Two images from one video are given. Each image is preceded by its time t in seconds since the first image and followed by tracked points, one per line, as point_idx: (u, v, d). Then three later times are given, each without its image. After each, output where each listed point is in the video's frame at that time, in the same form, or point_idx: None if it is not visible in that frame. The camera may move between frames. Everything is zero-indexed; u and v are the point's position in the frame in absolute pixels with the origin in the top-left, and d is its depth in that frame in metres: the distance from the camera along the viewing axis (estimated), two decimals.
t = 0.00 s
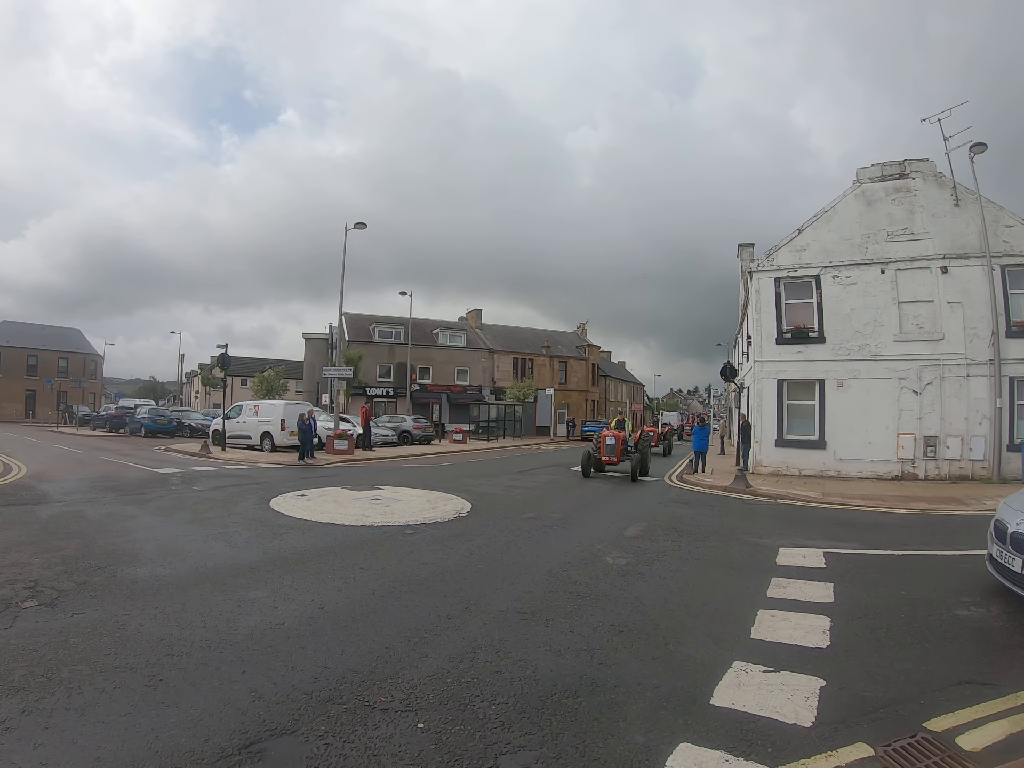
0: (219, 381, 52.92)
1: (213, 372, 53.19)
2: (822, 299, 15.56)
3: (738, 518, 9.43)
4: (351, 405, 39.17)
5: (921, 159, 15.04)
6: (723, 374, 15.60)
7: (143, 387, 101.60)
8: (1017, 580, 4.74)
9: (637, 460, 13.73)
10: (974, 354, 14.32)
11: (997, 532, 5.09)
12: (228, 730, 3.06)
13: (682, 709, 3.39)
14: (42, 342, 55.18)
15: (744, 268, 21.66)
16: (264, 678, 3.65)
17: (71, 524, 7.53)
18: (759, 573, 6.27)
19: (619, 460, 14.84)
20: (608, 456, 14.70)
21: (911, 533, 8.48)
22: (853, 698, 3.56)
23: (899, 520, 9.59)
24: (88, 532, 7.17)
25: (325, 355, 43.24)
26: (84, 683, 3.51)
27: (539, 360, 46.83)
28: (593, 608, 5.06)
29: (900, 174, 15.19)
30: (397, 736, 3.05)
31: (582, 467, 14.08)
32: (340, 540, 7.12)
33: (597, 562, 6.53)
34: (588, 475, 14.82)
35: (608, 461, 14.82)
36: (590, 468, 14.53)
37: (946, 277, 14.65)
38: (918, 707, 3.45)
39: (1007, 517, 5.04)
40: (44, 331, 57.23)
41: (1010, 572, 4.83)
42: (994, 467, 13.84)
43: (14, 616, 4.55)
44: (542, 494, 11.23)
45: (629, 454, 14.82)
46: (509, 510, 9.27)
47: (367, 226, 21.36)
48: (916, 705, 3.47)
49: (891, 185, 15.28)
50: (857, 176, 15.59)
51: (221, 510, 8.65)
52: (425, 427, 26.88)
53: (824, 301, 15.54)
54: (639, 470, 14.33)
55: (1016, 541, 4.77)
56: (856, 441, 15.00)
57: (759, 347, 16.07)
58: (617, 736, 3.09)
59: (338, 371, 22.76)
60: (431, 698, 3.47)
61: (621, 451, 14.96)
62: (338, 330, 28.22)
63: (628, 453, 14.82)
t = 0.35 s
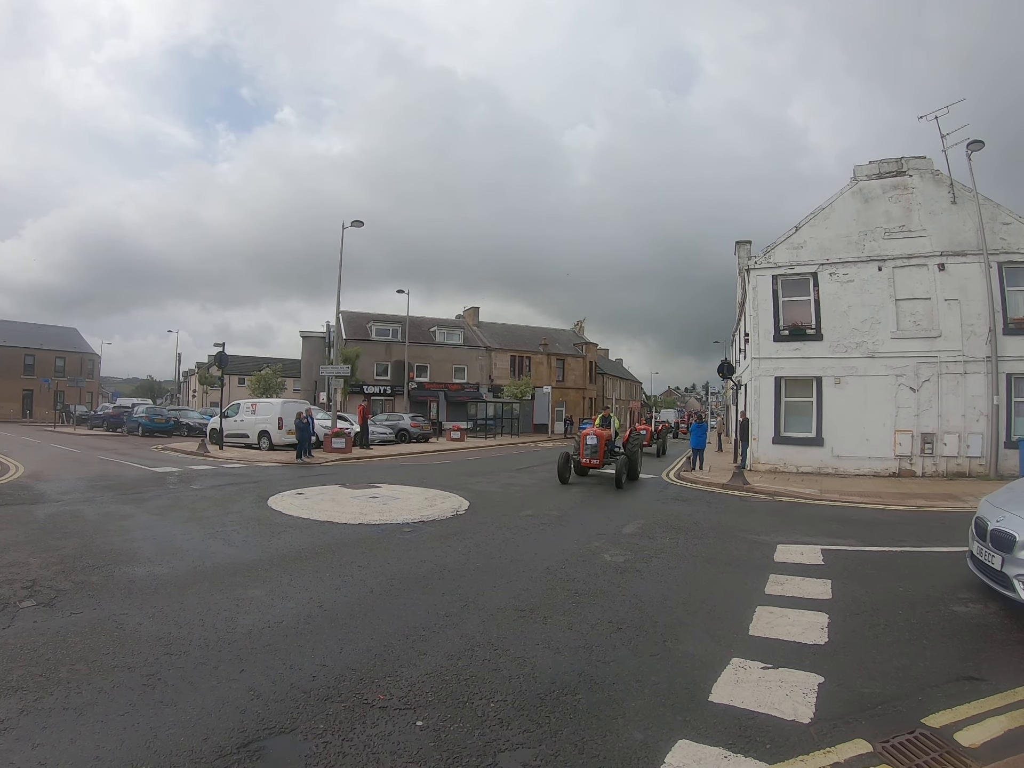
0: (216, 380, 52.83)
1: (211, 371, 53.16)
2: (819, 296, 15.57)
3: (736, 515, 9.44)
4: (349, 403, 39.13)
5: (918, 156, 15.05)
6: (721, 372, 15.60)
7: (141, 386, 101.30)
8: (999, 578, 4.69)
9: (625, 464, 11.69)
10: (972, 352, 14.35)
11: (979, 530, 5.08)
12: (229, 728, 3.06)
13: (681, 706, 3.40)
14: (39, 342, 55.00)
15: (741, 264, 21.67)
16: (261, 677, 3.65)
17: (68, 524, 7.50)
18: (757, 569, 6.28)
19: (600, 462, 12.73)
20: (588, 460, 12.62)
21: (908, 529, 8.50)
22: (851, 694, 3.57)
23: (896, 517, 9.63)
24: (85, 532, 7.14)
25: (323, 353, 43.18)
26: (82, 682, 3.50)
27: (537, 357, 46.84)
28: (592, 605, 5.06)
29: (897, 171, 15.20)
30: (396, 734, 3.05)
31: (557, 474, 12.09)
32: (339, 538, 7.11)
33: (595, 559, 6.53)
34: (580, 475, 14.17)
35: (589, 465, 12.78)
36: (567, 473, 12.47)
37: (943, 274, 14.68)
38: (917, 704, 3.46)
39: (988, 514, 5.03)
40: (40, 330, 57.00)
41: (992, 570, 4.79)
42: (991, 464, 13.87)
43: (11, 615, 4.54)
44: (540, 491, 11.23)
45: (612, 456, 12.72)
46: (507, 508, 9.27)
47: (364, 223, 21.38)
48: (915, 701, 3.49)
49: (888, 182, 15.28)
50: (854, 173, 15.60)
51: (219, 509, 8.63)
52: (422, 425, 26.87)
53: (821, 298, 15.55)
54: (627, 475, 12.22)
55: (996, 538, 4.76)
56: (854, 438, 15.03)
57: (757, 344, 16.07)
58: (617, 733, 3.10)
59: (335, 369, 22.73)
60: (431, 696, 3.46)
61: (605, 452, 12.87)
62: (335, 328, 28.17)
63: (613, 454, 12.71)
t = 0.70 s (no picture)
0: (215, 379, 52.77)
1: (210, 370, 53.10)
2: (818, 295, 15.58)
3: (735, 513, 9.45)
4: (348, 403, 39.11)
5: (916, 154, 15.06)
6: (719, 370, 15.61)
7: (139, 386, 101.25)
8: (985, 577, 4.69)
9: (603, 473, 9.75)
10: (971, 350, 14.36)
11: (966, 528, 5.08)
12: (228, 728, 3.06)
13: (681, 704, 3.40)
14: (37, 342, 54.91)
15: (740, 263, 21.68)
16: (261, 676, 3.65)
17: (67, 524, 7.49)
18: (756, 568, 6.28)
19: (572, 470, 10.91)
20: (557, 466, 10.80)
21: (906, 527, 8.51)
22: (851, 692, 3.57)
23: (895, 515, 9.64)
24: (84, 532, 7.14)
25: (321, 353, 43.16)
26: (82, 682, 3.50)
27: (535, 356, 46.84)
28: (591, 604, 5.06)
29: (896, 170, 15.20)
30: (395, 733, 3.05)
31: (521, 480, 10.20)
32: (338, 538, 7.10)
33: (595, 558, 6.53)
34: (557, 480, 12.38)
35: (559, 473, 10.96)
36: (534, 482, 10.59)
37: (942, 272, 14.69)
38: (916, 701, 3.46)
39: (974, 513, 5.04)
40: (38, 330, 56.93)
41: (977, 569, 4.79)
42: (990, 462, 13.89)
43: (11, 616, 4.54)
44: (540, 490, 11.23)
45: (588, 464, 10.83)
46: (506, 507, 9.27)
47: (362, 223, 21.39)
48: (914, 699, 3.49)
49: (886, 180, 15.27)
50: (853, 172, 15.60)
51: (218, 509, 8.61)
52: (421, 424, 26.85)
53: (820, 297, 15.56)
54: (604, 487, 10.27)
55: (981, 536, 4.75)
56: (852, 436, 15.04)
57: (756, 342, 16.08)
58: (617, 732, 3.10)
59: (334, 368, 22.72)
60: (430, 695, 3.46)
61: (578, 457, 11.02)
62: (334, 328, 28.14)
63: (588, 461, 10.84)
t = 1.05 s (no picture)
0: (215, 380, 52.88)
1: (209, 371, 53.15)
2: (817, 294, 15.60)
3: (735, 513, 9.45)
4: (347, 403, 39.12)
5: (915, 154, 15.07)
6: (719, 370, 15.59)
7: (138, 386, 101.21)
8: (973, 577, 4.69)
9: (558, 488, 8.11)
10: (969, 349, 14.37)
11: (955, 527, 5.09)
12: (228, 729, 3.06)
13: (681, 704, 3.40)
14: (37, 343, 54.92)
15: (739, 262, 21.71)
16: (260, 677, 3.65)
17: (66, 525, 7.50)
18: (756, 568, 6.28)
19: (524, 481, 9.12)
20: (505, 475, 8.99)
21: (906, 527, 8.51)
22: (850, 692, 3.57)
23: (895, 514, 9.65)
24: (84, 533, 7.15)
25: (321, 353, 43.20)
26: (82, 684, 3.50)
27: (535, 356, 46.83)
28: (591, 604, 5.05)
29: (895, 170, 15.21)
30: (394, 734, 3.05)
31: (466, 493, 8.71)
32: (338, 538, 7.11)
33: (594, 558, 6.53)
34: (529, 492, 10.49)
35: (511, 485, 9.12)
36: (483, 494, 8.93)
37: (940, 272, 14.70)
38: (917, 701, 3.45)
39: (964, 513, 5.04)
40: (38, 331, 57.01)
41: (966, 568, 4.79)
42: (989, 461, 13.89)
43: (11, 616, 4.55)
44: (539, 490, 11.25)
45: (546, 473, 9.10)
46: (506, 507, 9.27)
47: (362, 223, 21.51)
48: (913, 698, 3.49)
49: (885, 180, 15.28)
50: (851, 172, 15.62)
51: (218, 510, 8.63)
52: (421, 424, 26.86)
53: (818, 296, 15.58)
54: (565, 504, 8.62)
55: (971, 536, 4.75)
56: (851, 436, 15.05)
57: (755, 342, 16.09)
58: (616, 732, 3.10)
59: (334, 369, 22.74)
60: (430, 695, 3.46)
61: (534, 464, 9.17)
62: (333, 329, 28.14)
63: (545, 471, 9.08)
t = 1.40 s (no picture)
0: (215, 380, 52.88)
1: (209, 371, 53.22)
2: (817, 294, 15.60)
3: (735, 513, 9.44)
4: (347, 403, 39.12)
5: (915, 154, 15.07)
6: (719, 370, 15.56)
7: (138, 387, 101.04)
8: (966, 577, 4.70)
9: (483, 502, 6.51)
10: (969, 349, 14.37)
11: (948, 528, 5.09)
12: (227, 729, 3.06)
13: (681, 704, 3.40)
14: (37, 343, 54.96)
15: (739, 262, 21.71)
16: (261, 677, 3.65)
17: (66, 525, 7.50)
18: (756, 568, 6.27)
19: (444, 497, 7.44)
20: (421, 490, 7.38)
21: (906, 526, 8.50)
22: (850, 692, 3.57)
23: (895, 514, 9.65)
24: (83, 533, 7.16)
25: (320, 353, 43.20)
26: (82, 684, 3.50)
27: (535, 356, 46.82)
28: (591, 605, 5.05)
29: (894, 170, 15.20)
30: (394, 734, 3.05)
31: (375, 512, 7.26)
32: (338, 539, 7.10)
33: (594, 558, 6.53)
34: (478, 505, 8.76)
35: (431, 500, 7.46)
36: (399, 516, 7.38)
37: (940, 271, 14.71)
38: (917, 701, 3.45)
39: (958, 513, 5.04)
40: (38, 331, 57.06)
41: (959, 568, 4.79)
42: (989, 461, 13.89)
43: (11, 616, 4.55)
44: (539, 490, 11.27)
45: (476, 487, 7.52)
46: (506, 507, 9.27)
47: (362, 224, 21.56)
48: (913, 698, 3.49)
49: (885, 179, 15.28)
50: (851, 171, 15.62)
51: (217, 509, 8.63)
52: (421, 424, 26.86)
53: (818, 296, 15.58)
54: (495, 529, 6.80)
55: (964, 536, 4.75)
56: (851, 435, 15.06)
57: (755, 342, 16.09)
58: (617, 732, 3.09)
59: (334, 368, 22.74)
60: (430, 695, 3.46)
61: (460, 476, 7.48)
62: (332, 329, 28.13)
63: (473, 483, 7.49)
